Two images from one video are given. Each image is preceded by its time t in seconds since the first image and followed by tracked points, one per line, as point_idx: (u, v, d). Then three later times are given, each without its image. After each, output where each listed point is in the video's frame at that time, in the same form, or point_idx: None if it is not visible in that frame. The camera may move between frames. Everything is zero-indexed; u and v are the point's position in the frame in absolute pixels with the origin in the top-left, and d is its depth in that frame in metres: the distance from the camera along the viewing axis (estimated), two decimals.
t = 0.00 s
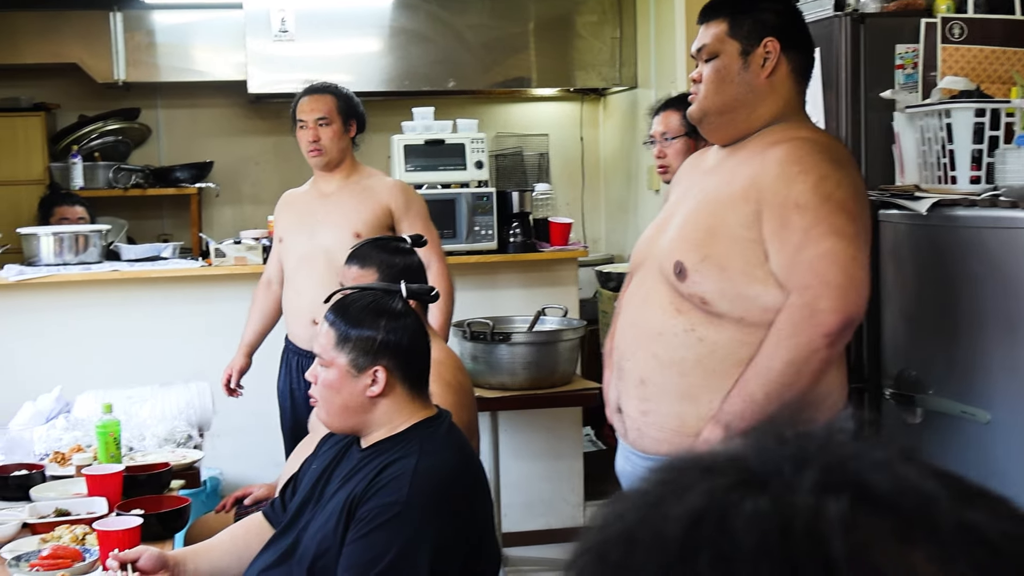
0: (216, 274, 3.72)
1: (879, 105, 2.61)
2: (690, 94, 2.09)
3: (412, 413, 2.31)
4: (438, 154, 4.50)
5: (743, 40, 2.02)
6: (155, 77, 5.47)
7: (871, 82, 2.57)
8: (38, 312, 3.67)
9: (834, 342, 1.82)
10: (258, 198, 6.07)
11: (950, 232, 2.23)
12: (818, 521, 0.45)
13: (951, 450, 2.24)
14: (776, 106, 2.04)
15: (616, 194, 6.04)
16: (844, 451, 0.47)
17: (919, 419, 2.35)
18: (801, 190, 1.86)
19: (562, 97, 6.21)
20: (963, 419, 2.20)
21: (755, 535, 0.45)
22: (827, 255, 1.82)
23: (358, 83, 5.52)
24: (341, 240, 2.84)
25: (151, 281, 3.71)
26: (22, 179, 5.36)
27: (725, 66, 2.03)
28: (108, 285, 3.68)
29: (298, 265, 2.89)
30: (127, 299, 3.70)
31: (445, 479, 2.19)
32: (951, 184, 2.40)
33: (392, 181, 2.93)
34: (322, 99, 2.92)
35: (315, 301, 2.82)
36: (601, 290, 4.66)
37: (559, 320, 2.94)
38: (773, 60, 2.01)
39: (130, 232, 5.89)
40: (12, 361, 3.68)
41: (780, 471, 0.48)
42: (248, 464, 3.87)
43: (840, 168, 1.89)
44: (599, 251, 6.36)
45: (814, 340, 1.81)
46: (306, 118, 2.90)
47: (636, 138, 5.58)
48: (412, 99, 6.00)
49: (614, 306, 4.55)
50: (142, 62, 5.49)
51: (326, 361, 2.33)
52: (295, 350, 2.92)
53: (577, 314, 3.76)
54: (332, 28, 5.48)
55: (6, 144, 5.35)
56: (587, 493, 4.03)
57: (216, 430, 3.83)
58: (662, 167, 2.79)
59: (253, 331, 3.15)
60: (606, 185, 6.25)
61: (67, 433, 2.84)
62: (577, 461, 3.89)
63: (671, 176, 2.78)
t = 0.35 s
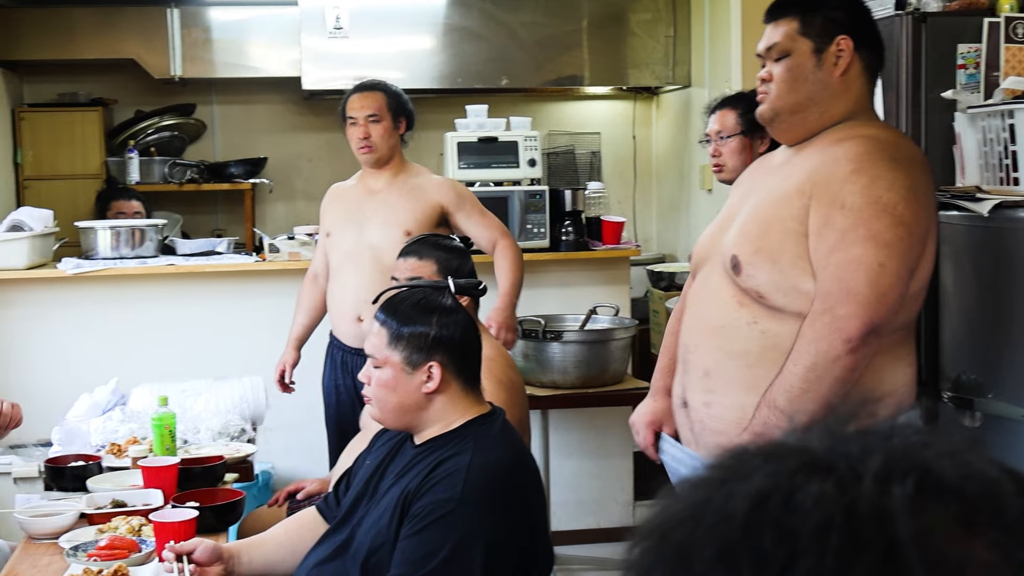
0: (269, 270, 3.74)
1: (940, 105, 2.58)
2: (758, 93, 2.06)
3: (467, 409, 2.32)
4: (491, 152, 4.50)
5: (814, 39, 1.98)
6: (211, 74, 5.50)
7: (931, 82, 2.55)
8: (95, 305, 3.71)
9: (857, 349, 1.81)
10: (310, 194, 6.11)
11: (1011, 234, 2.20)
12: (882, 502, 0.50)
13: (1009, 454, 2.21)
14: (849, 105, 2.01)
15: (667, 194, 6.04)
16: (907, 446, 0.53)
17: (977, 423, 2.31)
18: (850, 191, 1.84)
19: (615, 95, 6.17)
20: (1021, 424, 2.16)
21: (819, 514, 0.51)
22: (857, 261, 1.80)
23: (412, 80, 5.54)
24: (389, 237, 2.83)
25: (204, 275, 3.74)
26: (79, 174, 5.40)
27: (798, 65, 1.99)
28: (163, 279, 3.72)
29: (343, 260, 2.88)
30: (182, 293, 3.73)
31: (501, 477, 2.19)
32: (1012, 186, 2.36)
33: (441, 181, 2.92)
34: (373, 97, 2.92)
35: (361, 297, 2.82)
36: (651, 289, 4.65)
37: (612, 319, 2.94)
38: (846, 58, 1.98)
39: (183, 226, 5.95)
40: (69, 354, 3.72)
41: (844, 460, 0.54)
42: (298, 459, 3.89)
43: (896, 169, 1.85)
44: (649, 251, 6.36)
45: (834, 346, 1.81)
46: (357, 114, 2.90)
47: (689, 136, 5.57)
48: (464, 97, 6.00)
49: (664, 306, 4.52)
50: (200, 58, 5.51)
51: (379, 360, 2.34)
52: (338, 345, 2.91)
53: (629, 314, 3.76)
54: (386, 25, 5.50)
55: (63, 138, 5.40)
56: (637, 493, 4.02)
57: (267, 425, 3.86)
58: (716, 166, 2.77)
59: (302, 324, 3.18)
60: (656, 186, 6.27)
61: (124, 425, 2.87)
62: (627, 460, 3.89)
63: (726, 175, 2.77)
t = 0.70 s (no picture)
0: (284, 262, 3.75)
1: (960, 101, 2.64)
2: (774, 98, 2.10)
3: (484, 401, 2.32)
4: (507, 146, 4.50)
5: (815, 40, 2.02)
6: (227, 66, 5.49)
7: (951, 79, 2.62)
8: (110, 295, 3.72)
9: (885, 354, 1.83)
10: (325, 186, 6.13)
11: None
12: (926, 489, 0.44)
13: None
14: (867, 105, 2.02)
15: (684, 189, 6.04)
16: (970, 430, 0.46)
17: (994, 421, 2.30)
18: (882, 194, 1.84)
19: (631, 90, 6.16)
20: None
21: (862, 499, 0.44)
22: (888, 266, 1.81)
23: (427, 74, 5.54)
24: (407, 231, 2.82)
25: (219, 266, 3.74)
26: (95, 165, 5.39)
27: (800, 67, 2.03)
28: (179, 270, 3.73)
29: (356, 255, 2.86)
30: (196, 284, 3.74)
31: (517, 468, 2.20)
32: None
33: (461, 180, 2.91)
34: (405, 92, 2.84)
35: (377, 289, 2.81)
36: (664, 285, 4.65)
37: (626, 314, 2.94)
38: (848, 58, 1.99)
39: (198, 218, 5.96)
40: (84, 344, 3.73)
41: (891, 444, 0.46)
42: (310, 451, 3.91)
43: (927, 171, 1.85)
44: (663, 246, 6.35)
45: (863, 351, 1.83)
46: (390, 108, 2.82)
47: (704, 131, 5.60)
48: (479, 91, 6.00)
49: (678, 301, 4.51)
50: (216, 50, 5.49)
51: (392, 355, 2.33)
52: (357, 338, 2.91)
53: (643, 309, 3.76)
54: (402, 19, 5.51)
55: (79, 129, 5.39)
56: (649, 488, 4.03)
57: (281, 417, 3.87)
58: (731, 161, 2.76)
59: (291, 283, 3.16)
60: (672, 180, 6.25)
61: (138, 415, 2.87)
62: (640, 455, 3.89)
63: (741, 170, 2.75)
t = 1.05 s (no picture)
0: (326, 256, 3.77)
1: (1009, 99, 2.74)
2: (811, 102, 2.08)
3: (524, 395, 2.32)
4: (547, 141, 4.51)
5: (850, 45, 1.99)
6: (269, 61, 5.51)
7: (999, 77, 2.71)
8: (153, 287, 3.75)
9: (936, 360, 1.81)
10: (365, 181, 6.17)
11: None
12: (1007, 486, 0.46)
13: None
14: (902, 105, 2.00)
15: (724, 186, 6.03)
16: None
17: None
18: (930, 199, 1.82)
19: (671, 87, 6.16)
20: None
21: (942, 495, 0.47)
22: (940, 272, 1.79)
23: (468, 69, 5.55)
24: (453, 225, 2.79)
25: (260, 259, 3.77)
26: (138, 158, 5.43)
27: (836, 73, 2.01)
28: (220, 264, 3.75)
29: (406, 249, 2.86)
30: (238, 278, 3.77)
31: (556, 465, 2.19)
32: None
33: (511, 176, 2.86)
34: (456, 87, 2.87)
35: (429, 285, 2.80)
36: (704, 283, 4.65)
37: (665, 311, 2.94)
38: (882, 62, 1.98)
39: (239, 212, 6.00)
40: (127, 335, 3.77)
41: (976, 442, 0.48)
42: (351, 444, 3.93)
43: (975, 174, 1.83)
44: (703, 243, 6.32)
45: (916, 358, 1.80)
46: (442, 103, 2.84)
47: (745, 130, 5.61)
48: (519, 86, 6.00)
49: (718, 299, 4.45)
50: (257, 45, 5.51)
51: (429, 354, 2.32)
52: (405, 332, 2.92)
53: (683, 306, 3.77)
54: (443, 15, 5.52)
55: (122, 121, 5.43)
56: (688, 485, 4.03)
57: (323, 410, 3.89)
58: (773, 159, 2.75)
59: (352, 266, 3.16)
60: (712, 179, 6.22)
61: (181, 406, 2.90)
62: (679, 453, 3.89)
63: (783, 168, 2.74)
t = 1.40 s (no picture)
0: (358, 254, 3.78)
1: None
2: (848, 105, 2.05)
3: (554, 394, 2.32)
4: (580, 140, 4.50)
5: (886, 48, 1.95)
6: (303, 60, 5.54)
7: None
8: (186, 285, 3.77)
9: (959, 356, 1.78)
10: (397, 179, 6.19)
11: None
12: None
13: None
14: (942, 105, 1.95)
15: (757, 186, 5.99)
16: None
17: None
18: (963, 196, 1.80)
19: (705, 86, 6.13)
20: None
21: (1006, 495, 0.46)
22: (969, 267, 1.77)
23: (501, 68, 5.56)
24: (491, 220, 2.75)
25: (293, 258, 3.78)
26: (172, 156, 5.47)
27: (872, 77, 1.97)
28: (254, 262, 3.77)
29: (448, 250, 2.84)
30: (270, 276, 3.79)
31: (588, 464, 2.18)
32: None
33: (547, 163, 2.81)
34: (480, 84, 2.81)
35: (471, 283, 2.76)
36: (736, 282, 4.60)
37: (698, 311, 2.92)
38: (920, 64, 1.93)
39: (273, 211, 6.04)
40: (161, 332, 3.79)
41: None
42: (383, 442, 3.93)
43: (1010, 173, 1.81)
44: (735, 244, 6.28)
45: (937, 352, 1.78)
46: (465, 102, 2.80)
47: (779, 129, 5.58)
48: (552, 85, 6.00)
49: (750, 299, 4.45)
50: (291, 44, 5.55)
51: (460, 354, 2.32)
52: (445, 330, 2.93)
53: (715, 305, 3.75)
54: (476, 14, 5.52)
55: (157, 120, 5.47)
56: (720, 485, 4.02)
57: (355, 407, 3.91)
58: (809, 159, 2.74)
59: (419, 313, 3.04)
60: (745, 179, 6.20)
61: (215, 404, 2.91)
62: (711, 453, 3.88)
63: (819, 169, 2.73)
